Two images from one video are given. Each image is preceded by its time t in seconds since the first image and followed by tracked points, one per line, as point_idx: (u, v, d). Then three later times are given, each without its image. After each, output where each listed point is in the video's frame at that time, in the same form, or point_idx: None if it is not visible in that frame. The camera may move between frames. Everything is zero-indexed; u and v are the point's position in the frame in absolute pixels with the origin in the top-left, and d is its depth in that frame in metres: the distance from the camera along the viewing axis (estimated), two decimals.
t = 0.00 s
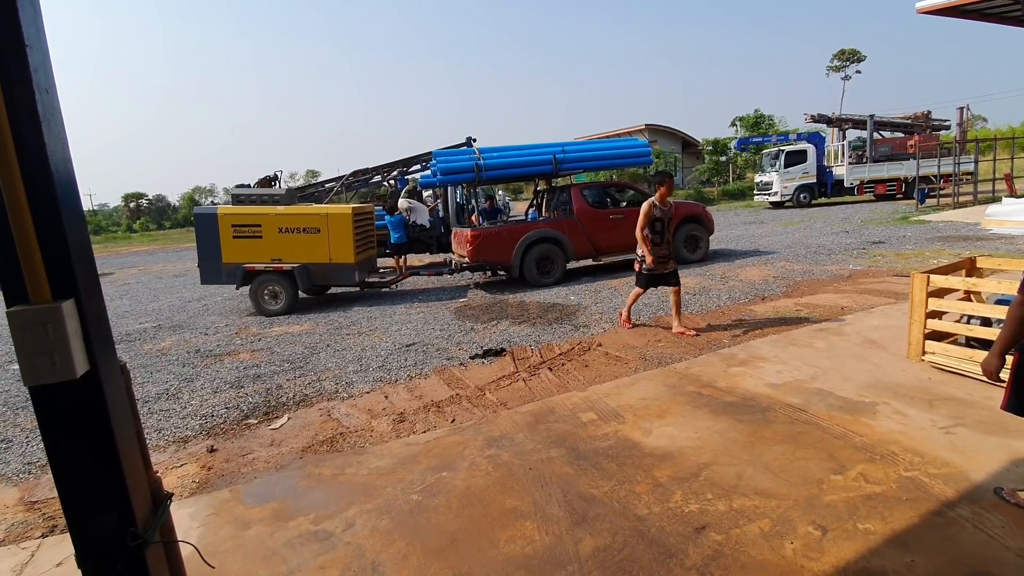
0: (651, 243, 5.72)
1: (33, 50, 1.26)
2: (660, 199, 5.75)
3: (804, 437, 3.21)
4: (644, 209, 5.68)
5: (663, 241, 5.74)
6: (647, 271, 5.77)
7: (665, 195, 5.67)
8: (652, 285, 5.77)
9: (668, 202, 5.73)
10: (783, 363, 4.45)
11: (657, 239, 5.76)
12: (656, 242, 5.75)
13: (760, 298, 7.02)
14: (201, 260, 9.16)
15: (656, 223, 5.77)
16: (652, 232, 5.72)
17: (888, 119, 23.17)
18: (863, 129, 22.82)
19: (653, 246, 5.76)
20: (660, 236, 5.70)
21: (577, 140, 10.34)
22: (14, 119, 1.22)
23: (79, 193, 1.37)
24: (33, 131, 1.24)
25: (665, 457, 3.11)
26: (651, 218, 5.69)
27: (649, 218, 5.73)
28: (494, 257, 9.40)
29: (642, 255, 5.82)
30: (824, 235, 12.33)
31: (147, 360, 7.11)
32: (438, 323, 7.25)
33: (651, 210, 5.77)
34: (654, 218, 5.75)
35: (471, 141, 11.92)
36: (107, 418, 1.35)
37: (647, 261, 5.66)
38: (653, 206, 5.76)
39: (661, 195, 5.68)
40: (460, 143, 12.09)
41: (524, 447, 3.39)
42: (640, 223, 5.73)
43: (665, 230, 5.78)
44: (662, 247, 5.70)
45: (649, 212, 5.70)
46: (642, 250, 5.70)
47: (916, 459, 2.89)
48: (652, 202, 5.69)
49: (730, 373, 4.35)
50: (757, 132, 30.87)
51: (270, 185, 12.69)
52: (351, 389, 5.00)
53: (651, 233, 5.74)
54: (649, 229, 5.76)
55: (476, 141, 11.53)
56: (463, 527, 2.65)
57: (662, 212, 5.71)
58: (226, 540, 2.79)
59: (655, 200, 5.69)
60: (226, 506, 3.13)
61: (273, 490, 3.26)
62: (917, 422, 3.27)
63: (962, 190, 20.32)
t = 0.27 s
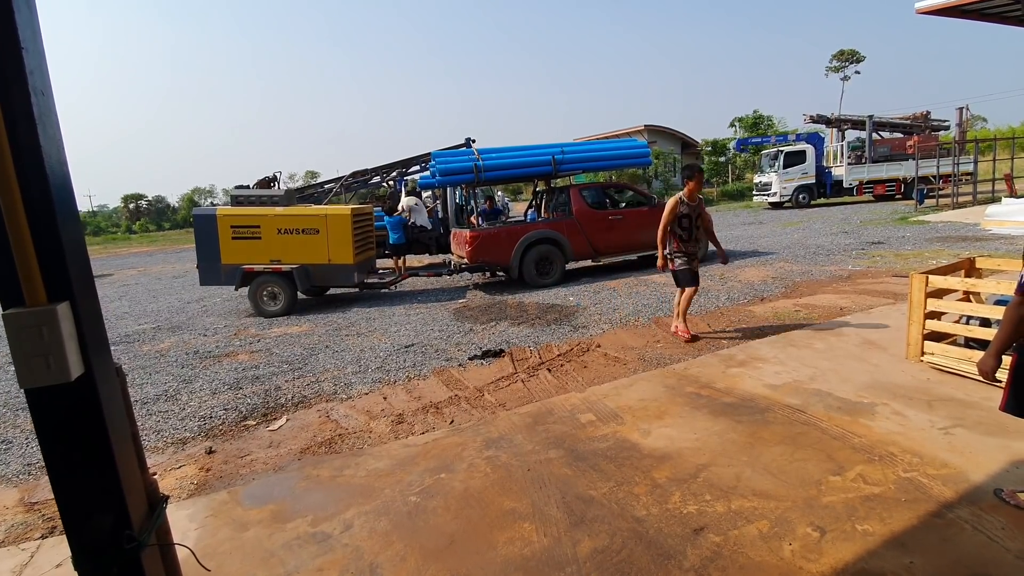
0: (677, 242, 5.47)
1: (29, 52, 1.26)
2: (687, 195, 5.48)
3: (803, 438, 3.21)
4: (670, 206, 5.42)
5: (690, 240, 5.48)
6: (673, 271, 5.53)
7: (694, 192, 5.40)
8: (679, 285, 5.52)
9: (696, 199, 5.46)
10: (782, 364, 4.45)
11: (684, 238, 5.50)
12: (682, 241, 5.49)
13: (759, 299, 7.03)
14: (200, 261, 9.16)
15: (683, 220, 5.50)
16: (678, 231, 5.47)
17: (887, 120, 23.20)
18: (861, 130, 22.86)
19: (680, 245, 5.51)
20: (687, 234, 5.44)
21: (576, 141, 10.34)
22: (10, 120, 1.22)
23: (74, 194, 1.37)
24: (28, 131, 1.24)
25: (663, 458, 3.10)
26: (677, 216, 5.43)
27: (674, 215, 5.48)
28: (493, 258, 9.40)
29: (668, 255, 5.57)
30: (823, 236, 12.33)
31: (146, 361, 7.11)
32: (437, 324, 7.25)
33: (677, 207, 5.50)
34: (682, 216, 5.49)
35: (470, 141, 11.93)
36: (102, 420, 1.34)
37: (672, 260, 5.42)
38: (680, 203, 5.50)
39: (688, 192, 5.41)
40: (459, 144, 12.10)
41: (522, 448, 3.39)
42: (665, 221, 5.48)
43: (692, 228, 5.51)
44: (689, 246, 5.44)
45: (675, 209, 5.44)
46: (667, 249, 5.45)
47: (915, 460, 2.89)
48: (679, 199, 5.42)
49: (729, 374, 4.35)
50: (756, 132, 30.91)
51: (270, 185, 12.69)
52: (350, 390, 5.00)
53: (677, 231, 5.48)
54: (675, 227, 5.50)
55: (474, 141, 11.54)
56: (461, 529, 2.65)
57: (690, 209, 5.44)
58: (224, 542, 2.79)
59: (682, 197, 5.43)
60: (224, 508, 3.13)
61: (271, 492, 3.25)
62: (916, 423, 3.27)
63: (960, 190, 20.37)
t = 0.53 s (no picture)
0: (702, 247, 5.21)
1: (9, 57, 1.25)
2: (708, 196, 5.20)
3: (796, 435, 3.22)
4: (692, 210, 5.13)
5: (716, 244, 5.22)
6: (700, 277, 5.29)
7: (716, 193, 5.10)
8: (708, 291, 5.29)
9: (719, 199, 5.18)
10: (775, 362, 4.47)
11: (709, 241, 5.24)
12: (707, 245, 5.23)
13: (752, 297, 7.06)
14: (192, 265, 9.10)
15: (706, 223, 5.23)
16: (702, 235, 5.20)
17: (877, 118, 23.36)
18: (852, 128, 23.02)
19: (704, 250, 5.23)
20: (712, 238, 5.17)
21: (570, 141, 10.35)
22: None
23: (57, 199, 1.35)
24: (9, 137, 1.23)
25: (658, 458, 3.11)
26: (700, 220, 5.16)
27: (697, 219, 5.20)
28: (487, 258, 9.39)
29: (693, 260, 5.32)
30: (816, 234, 12.39)
31: (138, 366, 7.05)
32: (432, 326, 7.23)
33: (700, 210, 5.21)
34: (705, 218, 5.22)
35: (463, 142, 11.93)
36: (86, 430, 1.33)
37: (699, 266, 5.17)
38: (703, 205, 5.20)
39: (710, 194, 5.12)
40: (453, 145, 12.10)
41: (517, 449, 3.39)
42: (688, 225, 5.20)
43: (717, 230, 5.24)
44: (715, 250, 5.19)
45: (697, 213, 5.16)
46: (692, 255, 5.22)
47: (907, 456, 2.91)
48: (701, 202, 5.14)
49: (722, 372, 4.37)
50: (748, 131, 31.06)
51: (262, 188, 12.63)
52: (344, 393, 4.98)
53: (701, 236, 5.21)
54: (699, 231, 5.24)
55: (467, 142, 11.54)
56: (456, 532, 2.64)
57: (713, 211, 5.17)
58: (217, 548, 2.77)
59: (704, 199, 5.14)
60: (217, 514, 3.11)
61: (265, 497, 3.23)
62: (908, 420, 3.29)
63: (951, 187, 20.54)
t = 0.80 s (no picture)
0: (729, 241, 4.82)
1: None
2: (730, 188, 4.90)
3: (787, 436, 3.24)
4: (718, 201, 4.78)
5: (742, 238, 4.86)
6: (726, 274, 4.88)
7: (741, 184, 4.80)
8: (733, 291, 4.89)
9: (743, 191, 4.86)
10: (766, 362, 4.50)
11: (736, 235, 4.87)
12: (735, 238, 4.86)
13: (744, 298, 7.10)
14: (182, 268, 9.02)
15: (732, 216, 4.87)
16: (729, 228, 4.83)
17: (866, 119, 23.61)
18: (842, 130, 23.25)
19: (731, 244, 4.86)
20: (738, 231, 4.82)
21: (562, 143, 10.37)
22: None
23: (37, 201, 1.33)
24: None
25: (650, 459, 3.11)
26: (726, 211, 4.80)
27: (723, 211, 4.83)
28: (479, 261, 9.38)
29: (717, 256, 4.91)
30: (806, 235, 12.49)
31: (127, 370, 6.97)
32: (425, 328, 7.21)
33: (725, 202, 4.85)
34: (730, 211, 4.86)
35: (455, 144, 11.92)
36: (69, 437, 1.31)
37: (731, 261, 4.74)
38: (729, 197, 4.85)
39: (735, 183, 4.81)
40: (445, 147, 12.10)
41: (509, 452, 3.38)
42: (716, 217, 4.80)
43: (743, 224, 4.90)
44: (741, 244, 4.83)
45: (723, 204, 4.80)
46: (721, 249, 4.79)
47: (896, 456, 2.93)
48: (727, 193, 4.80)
49: (714, 373, 4.39)
50: (739, 133, 31.29)
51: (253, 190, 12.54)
52: (336, 397, 4.95)
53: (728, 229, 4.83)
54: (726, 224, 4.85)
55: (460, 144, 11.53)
56: (448, 536, 2.63)
57: (739, 202, 4.84)
58: (206, 555, 2.74)
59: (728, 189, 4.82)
60: (206, 520, 3.07)
61: (255, 502, 3.20)
62: (897, 420, 3.32)
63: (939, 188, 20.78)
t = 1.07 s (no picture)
0: (763, 246, 4.51)
1: None
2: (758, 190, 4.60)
3: (778, 438, 3.26)
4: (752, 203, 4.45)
5: (772, 244, 4.59)
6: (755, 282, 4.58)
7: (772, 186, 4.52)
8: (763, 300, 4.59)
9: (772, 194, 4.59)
10: (758, 365, 4.52)
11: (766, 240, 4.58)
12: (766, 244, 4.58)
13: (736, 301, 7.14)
14: (173, 270, 8.95)
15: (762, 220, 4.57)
16: (762, 233, 4.52)
17: (857, 124, 23.86)
18: (833, 134, 23.47)
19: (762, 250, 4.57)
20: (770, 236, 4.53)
21: (556, 146, 10.39)
22: None
23: (22, 203, 1.32)
24: None
25: (642, 462, 3.12)
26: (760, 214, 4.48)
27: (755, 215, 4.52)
28: (473, 264, 9.38)
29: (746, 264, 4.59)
30: (797, 238, 12.58)
31: (116, 374, 6.89)
32: (418, 331, 7.19)
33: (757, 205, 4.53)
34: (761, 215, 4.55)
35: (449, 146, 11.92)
36: (52, 442, 1.29)
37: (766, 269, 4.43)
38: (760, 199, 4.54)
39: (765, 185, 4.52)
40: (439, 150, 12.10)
41: (502, 456, 3.37)
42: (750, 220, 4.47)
43: (771, 229, 4.64)
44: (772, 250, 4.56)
45: (756, 208, 4.48)
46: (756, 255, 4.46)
47: (885, 458, 2.95)
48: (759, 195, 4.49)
49: (706, 376, 4.40)
50: (732, 137, 31.51)
51: (245, 192, 12.47)
52: (328, 400, 4.91)
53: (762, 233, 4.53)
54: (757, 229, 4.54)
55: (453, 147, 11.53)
56: (439, 540, 2.62)
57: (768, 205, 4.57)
58: (194, 561, 2.71)
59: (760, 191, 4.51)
60: (195, 525, 3.04)
61: (244, 507, 3.17)
62: (887, 422, 3.35)
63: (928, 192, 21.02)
